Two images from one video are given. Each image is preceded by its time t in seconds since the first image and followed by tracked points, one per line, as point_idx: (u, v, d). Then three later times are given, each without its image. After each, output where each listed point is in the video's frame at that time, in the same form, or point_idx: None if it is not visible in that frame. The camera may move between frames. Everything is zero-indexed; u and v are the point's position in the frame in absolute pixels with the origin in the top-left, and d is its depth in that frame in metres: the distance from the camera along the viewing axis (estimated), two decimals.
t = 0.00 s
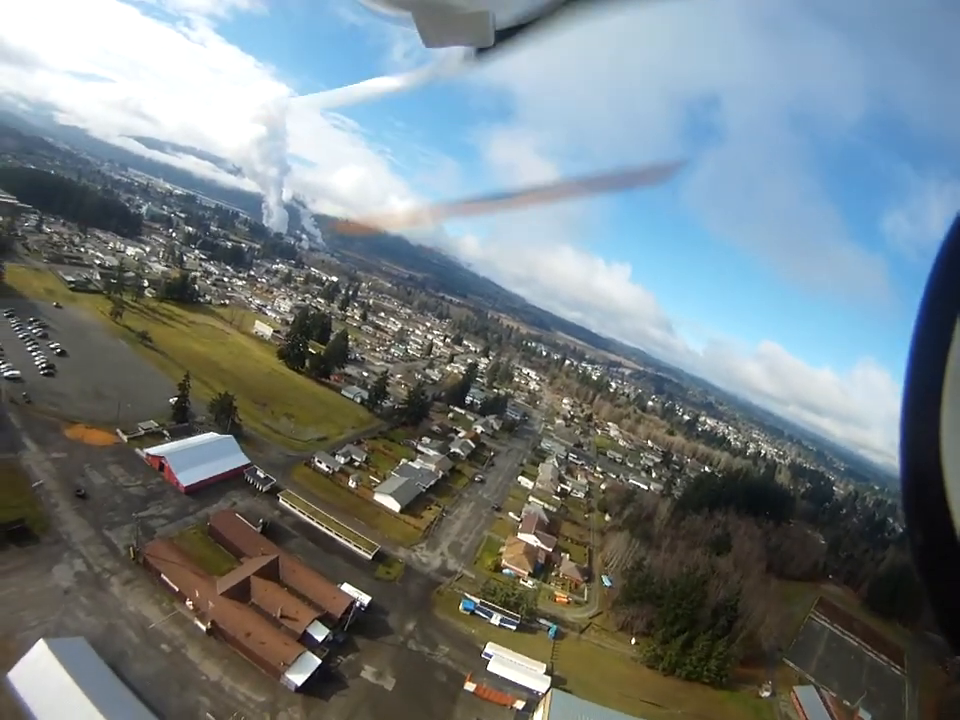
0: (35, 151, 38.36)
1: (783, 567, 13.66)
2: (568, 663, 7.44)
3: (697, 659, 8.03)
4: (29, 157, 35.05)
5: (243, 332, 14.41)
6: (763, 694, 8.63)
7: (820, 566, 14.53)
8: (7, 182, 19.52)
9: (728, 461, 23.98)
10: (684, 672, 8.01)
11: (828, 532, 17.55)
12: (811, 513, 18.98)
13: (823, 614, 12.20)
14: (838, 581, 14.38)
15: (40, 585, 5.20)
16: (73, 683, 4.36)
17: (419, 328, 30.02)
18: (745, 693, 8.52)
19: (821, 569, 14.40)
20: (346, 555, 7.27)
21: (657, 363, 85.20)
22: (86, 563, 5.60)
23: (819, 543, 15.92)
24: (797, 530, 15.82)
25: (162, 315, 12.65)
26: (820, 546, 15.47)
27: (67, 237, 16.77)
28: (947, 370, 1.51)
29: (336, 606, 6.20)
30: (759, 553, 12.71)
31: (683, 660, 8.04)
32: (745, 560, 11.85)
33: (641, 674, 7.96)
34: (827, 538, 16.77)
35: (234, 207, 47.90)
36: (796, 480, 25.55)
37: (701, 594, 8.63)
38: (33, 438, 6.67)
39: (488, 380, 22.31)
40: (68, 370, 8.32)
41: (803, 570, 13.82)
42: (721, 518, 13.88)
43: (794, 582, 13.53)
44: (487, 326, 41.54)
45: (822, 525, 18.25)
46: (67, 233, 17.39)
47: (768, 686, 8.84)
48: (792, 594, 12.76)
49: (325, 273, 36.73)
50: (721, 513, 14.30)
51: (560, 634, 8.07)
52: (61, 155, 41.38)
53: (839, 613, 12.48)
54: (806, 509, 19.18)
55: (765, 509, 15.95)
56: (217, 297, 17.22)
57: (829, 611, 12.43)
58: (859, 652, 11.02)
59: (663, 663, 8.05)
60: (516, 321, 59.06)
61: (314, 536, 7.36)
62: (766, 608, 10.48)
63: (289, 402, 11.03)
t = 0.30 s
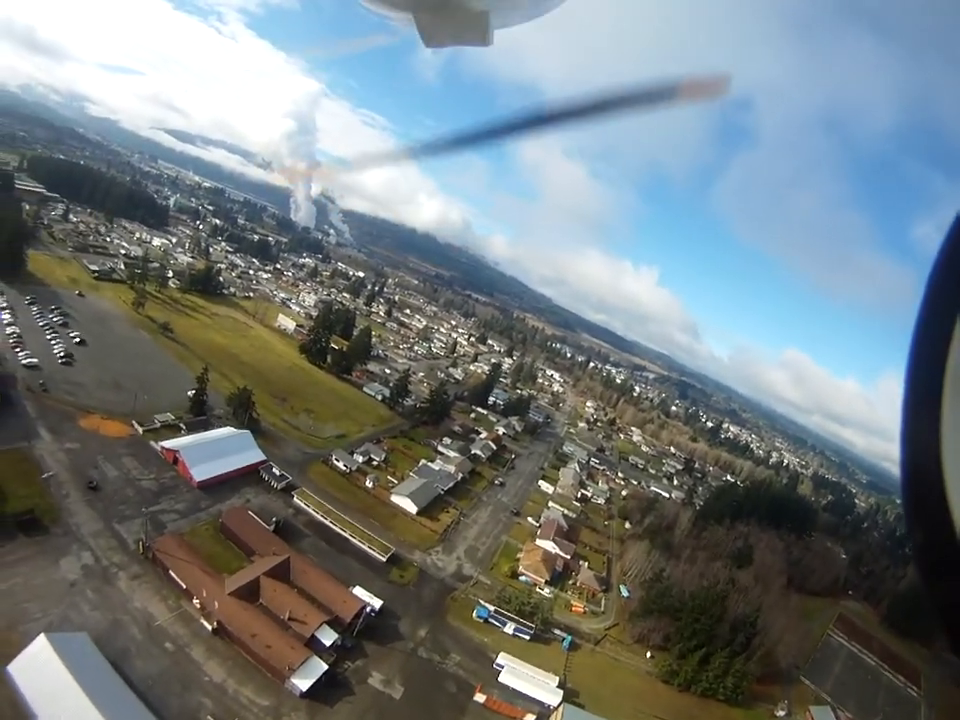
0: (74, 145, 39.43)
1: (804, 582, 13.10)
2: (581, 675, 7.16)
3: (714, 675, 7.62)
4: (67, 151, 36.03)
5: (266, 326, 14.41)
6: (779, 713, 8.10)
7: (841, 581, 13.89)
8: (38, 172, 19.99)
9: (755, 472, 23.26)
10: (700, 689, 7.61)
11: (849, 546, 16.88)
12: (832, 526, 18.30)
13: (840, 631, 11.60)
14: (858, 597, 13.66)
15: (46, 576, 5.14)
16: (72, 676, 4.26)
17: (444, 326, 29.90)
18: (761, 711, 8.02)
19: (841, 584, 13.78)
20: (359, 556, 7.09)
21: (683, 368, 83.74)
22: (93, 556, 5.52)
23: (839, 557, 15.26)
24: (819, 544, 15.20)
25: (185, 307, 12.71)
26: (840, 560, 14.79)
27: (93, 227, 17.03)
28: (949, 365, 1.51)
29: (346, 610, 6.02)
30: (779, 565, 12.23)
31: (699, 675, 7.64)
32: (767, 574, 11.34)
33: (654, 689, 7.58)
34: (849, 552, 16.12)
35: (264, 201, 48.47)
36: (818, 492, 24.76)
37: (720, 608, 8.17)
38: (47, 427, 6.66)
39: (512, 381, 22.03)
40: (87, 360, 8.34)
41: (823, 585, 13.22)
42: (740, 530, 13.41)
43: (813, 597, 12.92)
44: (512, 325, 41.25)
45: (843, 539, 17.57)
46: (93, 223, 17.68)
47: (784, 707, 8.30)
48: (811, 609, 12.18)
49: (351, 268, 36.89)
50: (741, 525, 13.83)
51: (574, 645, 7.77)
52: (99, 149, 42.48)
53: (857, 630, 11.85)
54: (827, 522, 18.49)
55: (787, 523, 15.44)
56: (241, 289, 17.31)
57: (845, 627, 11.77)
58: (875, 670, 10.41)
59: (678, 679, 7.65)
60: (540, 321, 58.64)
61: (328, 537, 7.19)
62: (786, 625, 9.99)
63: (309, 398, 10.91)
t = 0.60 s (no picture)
0: (102, 150, 40.45)
1: (825, 591, 12.54)
2: (598, 689, 6.88)
3: (733, 691, 7.17)
4: (95, 156, 36.98)
5: (285, 326, 14.40)
6: None
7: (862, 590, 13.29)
8: (59, 176, 20.43)
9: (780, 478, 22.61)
10: (719, 704, 7.20)
11: (872, 553, 16.30)
12: (854, 532, 17.71)
13: (861, 641, 11.05)
14: (879, 606, 13.09)
15: (53, 579, 5.08)
16: (73, 682, 4.17)
17: (463, 326, 29.74)
18: None
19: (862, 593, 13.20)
20: (373, 561, 6.90)
21: (706, 370, 82.49)
22: (102, 559, 5.45)
23: (860, 564, 14.75)
24: (841, 552, 14.56)
25: (203, 308, 12.75)
26: (861, 568, 14.25)
27: (114, 229, 17.31)
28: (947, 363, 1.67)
29: (359, 618, 5.86)
30: (800, 573, 11.74)
31: (717, 689, 7.23)
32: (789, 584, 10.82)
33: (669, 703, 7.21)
34: (871, 560, 15.57)
35: (285, 202, 48.91)
36: (841, 497, 24.09)
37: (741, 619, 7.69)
38: (59, 428, 6.65)
39: (532, 383, 21.75)
40: (102, 360, 8.37)
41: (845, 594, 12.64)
42: (763, 537, 12.92)
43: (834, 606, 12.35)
44: (532, 326, 40.96)
45: (865, 546, 16.99)
46: (113, 225, 17.98)
47: None
48: (832, 619, 11.66)
49: (370, 269, 36.98)
50: (763, 532, 13.34)
51: (591, 656, 7.49)
52: (126, 154, 43.50)
53: (877, 640, 11.34)
54: (850, 529, 17.92)
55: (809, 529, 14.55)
56: (260, 290, 17.36)
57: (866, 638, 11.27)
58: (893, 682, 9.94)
59: (697, 694, 7.27)
60: (560, 321, 58.21)
61: (342, 542, 7.00)
62: (806, 637, 9.61)
63: (326, 399, 10.79)
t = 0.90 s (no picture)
0: (115, 166, 41.06)
1: (851, 593, 12.02)
2: (626, 702, 6.40)
3: (765, 699, 6.63)
4: (107, 172, 37.47)
5: (298, 338, 14.31)
6: None
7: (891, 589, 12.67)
8: (70, 192, 20.66)
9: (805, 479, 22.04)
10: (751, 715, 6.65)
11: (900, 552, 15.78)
12: (879, 530, 17.14)
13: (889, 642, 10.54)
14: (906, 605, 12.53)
15: (64, 603, 4.93)
16: (82, 705, 4.00)
17: (476, 332, 29.57)
18: None
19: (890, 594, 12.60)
20: (391, 577, 6.68)
21: (723, 370, 81.43)
22: (113, 582, 5.29)
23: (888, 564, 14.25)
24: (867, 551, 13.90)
25: (217, 321, 12.71)
26: (887, 567, 13.68)
27: (123, 243, 17.38)
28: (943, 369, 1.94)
29: (378, 638, 5.60)
30: (829, 574, 11.04)
31: (748, 697, 6.72)
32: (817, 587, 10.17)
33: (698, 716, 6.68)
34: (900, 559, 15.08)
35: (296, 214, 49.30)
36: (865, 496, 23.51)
37: (772, 624, 7.15)
38: (69, 447, 6.56)
39: (549, 388, 21.45)
40: (112, 376, 8.33)
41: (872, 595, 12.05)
42: (789, 537, 12.22)
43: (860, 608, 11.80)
44: (546, 330, 40.70)
45: (893, 544, 16.46)
46: (124, 239, 18.09)
47: None
48: (859, 621, 11.13)
49: (382, 278, 37.02)
50: (789, 532, 12.63)
51: (618, 669, 7.00)
52: (138, 169, 44.12)
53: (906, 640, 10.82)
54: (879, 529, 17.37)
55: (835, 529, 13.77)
56: (273, 301, 17.35)
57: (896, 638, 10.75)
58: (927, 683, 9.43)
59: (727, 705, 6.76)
60: (574, 324, 57.86)
61: (360, 560, 6.77)
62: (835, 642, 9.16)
63: (342, 411, 10.61)
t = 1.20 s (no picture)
0: (135, 206, 42.44)
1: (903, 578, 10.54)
2: (677, 709, 5.99)
3: (819, 698, 6.20)
4: (129, 213, 38.75)
5: (323, 359, 14.31)
6: None
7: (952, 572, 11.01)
8: (94, 236, 21.32)
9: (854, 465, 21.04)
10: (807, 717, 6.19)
11: None
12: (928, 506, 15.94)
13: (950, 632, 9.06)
14: None
15: (96, 645, 4.82)
16: None
17: (501, 339, 29.35)
18: None
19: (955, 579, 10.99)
20: (431, 595, 6.31)
21: (755, 359, 79.45)
22: (146, 621, 5.15)
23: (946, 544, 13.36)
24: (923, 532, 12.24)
25: (240, 350, 12.79)
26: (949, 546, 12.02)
27: (143, 279, 17.77)
28: (948, 377, 1.34)
29: (420, 664, 5.23)
30: (878, 563, 9.95)
31: (802, 697, 6.26)
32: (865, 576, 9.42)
33: None
34: None
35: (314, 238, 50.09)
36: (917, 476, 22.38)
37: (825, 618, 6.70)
38: (97, 488, 6.58)
39: (579, 391, 21.06)
40: (135, 411, 8.49)
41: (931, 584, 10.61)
42: (833, 526, 11.18)
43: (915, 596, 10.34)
44: (570, 331, 40.23)
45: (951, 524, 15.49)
46: (143, 275, 18.51)
47: None
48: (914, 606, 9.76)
49: (403, 293, 37.15)
50: (833, 521, 11.47)
51: (670, 677, 6.52)
52: (158, 206, 45.50)
53: None
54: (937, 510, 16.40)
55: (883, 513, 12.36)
56: (295, 325, 17.46)
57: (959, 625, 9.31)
58: None
59: (781, 706, 6.29)
60: (598, 323, 57.20)
61: (397, 581, 6.35)
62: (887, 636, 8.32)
63: (371, 430, 10.42)
